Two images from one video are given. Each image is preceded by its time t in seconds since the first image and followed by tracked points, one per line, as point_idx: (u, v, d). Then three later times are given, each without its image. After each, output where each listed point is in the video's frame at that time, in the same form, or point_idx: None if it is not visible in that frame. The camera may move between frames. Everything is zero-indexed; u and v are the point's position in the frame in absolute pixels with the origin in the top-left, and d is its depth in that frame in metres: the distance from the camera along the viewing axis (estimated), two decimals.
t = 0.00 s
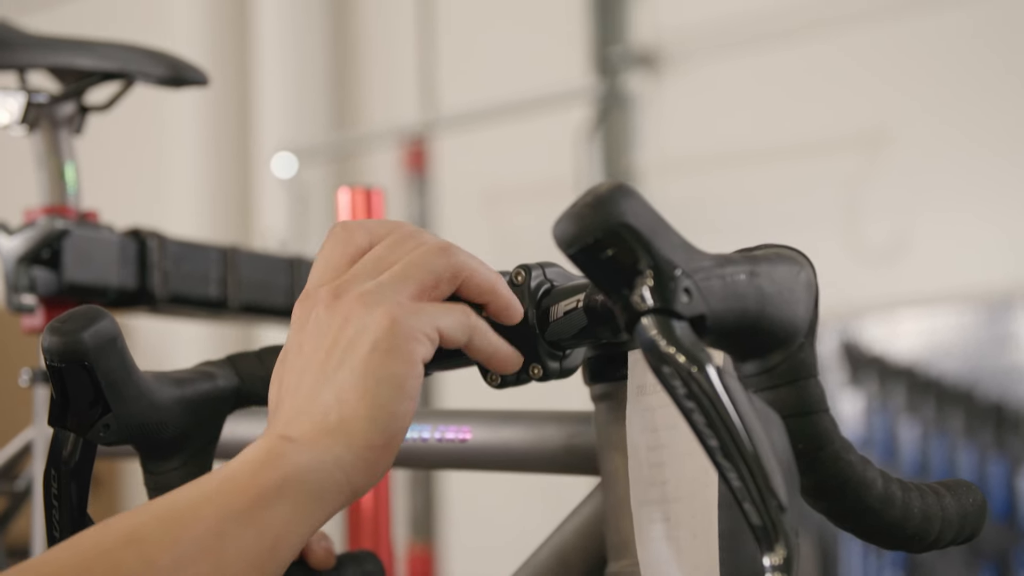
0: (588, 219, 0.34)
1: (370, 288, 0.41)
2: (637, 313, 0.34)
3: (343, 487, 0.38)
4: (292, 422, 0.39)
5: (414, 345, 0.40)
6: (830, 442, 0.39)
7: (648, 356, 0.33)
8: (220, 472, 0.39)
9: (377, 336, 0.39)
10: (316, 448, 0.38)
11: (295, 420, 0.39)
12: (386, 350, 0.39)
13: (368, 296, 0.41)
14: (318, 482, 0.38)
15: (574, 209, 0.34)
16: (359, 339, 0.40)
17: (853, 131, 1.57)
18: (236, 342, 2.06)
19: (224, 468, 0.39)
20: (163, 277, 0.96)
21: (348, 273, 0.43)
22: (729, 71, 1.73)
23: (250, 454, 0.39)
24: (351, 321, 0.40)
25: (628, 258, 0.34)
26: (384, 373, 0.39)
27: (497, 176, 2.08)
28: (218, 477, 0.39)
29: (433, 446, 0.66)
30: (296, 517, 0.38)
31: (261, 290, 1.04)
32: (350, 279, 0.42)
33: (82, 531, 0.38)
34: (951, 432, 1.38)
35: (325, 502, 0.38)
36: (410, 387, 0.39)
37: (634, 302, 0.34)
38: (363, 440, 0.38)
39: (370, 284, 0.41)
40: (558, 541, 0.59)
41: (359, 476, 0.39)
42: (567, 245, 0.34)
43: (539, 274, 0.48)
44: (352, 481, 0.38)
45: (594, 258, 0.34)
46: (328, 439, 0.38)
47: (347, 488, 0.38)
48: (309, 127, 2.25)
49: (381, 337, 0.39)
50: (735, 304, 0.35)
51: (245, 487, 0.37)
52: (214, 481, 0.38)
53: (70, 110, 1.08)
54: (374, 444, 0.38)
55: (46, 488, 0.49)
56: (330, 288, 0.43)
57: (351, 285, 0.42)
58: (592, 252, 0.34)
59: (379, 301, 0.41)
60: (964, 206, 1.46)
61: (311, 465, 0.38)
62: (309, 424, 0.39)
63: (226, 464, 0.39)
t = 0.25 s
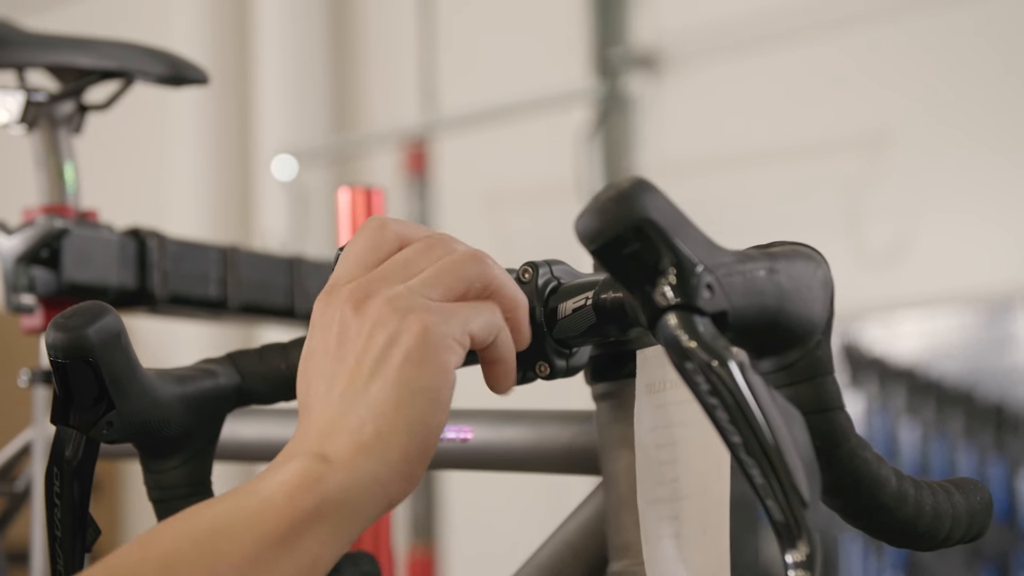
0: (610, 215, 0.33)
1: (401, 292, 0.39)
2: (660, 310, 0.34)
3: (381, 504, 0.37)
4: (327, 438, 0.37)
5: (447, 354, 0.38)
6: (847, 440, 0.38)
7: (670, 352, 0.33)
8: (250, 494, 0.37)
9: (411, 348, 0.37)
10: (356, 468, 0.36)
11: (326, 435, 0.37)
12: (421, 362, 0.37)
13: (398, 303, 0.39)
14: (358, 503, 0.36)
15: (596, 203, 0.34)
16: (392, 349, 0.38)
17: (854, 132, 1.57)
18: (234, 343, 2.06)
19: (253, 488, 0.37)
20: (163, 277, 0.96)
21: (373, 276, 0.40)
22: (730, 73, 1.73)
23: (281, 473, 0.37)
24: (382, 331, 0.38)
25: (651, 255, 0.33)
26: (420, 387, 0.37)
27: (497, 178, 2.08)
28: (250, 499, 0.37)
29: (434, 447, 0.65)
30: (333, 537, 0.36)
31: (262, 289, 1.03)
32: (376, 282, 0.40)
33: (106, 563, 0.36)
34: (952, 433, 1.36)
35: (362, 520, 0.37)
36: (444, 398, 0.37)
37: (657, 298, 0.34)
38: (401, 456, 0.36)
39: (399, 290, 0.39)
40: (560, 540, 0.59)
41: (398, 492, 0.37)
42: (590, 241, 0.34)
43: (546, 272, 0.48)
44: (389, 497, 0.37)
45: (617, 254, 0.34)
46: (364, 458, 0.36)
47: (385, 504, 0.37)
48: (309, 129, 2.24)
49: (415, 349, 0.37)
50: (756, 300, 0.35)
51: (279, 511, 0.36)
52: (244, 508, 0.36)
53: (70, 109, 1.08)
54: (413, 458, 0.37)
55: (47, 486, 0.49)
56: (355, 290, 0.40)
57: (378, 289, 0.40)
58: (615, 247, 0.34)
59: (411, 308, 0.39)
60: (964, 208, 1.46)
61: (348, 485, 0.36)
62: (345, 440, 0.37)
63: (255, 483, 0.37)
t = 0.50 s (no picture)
0: (603, 192, 0.33)
1: (412, 292, 0.40)
2: (653, 287, 0.34)
3: (400, 506, 0.40)
4: (347, 446, 0.39)
5: (460, 360, 0.40)
6: (843, 416, 0.38)
7: (663, 329, 0.33)
8: (277, 501, 0.39)
9: (426, 358, 0.39)
10: (379, 478, 0.38)
11: (346, 443, 0.39)
12: (436, 372, 0.39)
13: (410, 307, 0.40)
14: (381, 509, 0.39)
15: (590, 181, 0.34)
16: (407, 359, 0.39)
17: (857, 110, 1.56)
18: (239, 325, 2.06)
19: (279, 494, 0.39)
20: (163, 258, 0.95)
21: (380, 271, 0.41)
22: (731, 52, 1.72)
23: (305, 481, 0.39)
24: (397, 338, 0.40)
25: (644, 231, 0.33)
26: (436, 396, 0.39)
27: (500, 159, 2.07)
28: (277, 508, 0.39)
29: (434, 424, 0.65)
30: (358, 540, 0.39)
31: (263, 269, 1.03)
32: (385, 279, 0.41)
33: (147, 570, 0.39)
34: (956, 411, 1.37)
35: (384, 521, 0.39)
36: (458, 403, 0.40)
37: (650, 275, 0.34)
38: (418, 463, 0.39)
39: (411, 291, 0.40)
40: (564, 517, 0.59)
41: (415, 494, 0.40)
42: (583, 218, 0.34)
43: (545, 250, 0.48)
44: (408, 500, 0.40)
45: (611, 231, 0.34)
46: (384, 467, 0.38)
47: (403, 505, 0.39)
48: (312, 111, 2.24)
49: (430, 358, 0.39)
50: (749, 277, 0.35)
51: (308, 523, 0.38)
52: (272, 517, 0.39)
53: (69, 89, 1.07)
54: (430, 461, 0.39)
55: (48, 465, 0.48)
56: (363, 284, 0.41)
57: (389, 288, 0.41)
58: (608, 224, 0.34)
59: (424, 313, 0.40)
60: (966, 186, 1.45)
61: (371, 495, 0.38)
62: (365, 450, 0.39)
63: (280, 487, 0.39)
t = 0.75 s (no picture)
0: (608, 150, 0.33)
1: (414, 271, 0.40)
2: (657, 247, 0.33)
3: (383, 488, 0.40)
4: (334, 420, 0.39)
5: (456, 344, 0.40)
6: (847, 378, 0.38)
7: (667, 290, 0.32)
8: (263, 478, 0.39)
9: (423, 340, 0.39)
10: (366, 459, 0.39)
11: (334, 421, 0.39)
12: (433, 355, 0.39)
13: (411, 287, 0.40)
14: (365, 489, 0.39)
15: (594, 139, 0.33)
16: (405, 339, 0.39)
17: (861, 72, 1.54)
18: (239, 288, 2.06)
19: (265, 471, 0.39)
20: (159, 218, 0.96)
21: (383, 243, 0.41)
22: (736, 12, 1.69)
23: (292, 459, 0.39)
24: (396, 316, 0.40)
25: (649, 191, 0.33)
26: (430, 380, 0.39)
27: (501, 121, 2.05)
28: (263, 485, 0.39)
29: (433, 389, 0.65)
30: (340, 522, 0.39)
31: (260, 232, 1.03)
32: (386, 252, 0.41)
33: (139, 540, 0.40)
34: (956, 374, 1.36)
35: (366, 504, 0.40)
36: (450, 388, 0.40)
37: (655, 236, 0.33)
38: (408, 447, 0.39)
39: (413, 268, 0.40)
40: (562, 482, 0.59)
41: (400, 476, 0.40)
42: (587, 176, 0.34)
43: (545, 210, 0.47)
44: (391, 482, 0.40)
45: (615, 190, 0.33)
46: (374, 450, 0.39)
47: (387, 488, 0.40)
48: (312, 72, 2.22)
49: (428, 341, 0.39)
50: (755, 238, 0.34)
51: (294, 504, 0.38)
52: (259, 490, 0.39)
53: (65, 48, 1.05)
54: (418, 445, 0.40)
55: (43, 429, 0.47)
56: (365, 253, 0.41)
57: (389, 261, 0.41)
58: (612, 184, 0.33)
59: (424, 292, 0.40)
60: (970, 150, 1.43)
61: (359, 478, 0.39)
62: (353, 428, 0.39)
63: (266, 463, 0.39)
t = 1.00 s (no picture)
0: (601, 178, 0.32)
1: (406, 314, 0.41)
2: (652, 275, 0.33)
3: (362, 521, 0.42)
4: (315, 456, 0.41)
5: (440, 390, 0.41)
6: (846, 402, 0.37)
7: (663, 316, 0.33)
8: (249, 508, 0.41)
9: (408, 386, 0.40)
10: (344, 496, 0.40)
11: (317, 456, 0.41)
12: (416, 400, 0.41)
13: (401, 330, 0.41)
14: (343, 522, 0.41)
15: (587, 166, 0.33)
16: (390, 383, 0.41)
17: (857, 94, 1.55)
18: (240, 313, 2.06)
19: (251, 501, 0.41)
20: (157, 246, 0.95)
21: (378, 280, 0.42)
22: (731, 35, 1.70)
23: (276, 492, 0.41)
24: (384, 359, 0.41)
25: (644, 219, 0.33)
26: (411, 424, 0.41)
27: (500, 145, 2.06)
28: (248, 515, 0.41)
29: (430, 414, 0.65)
30: (318, 553, 0.41)
31: (257, 258, 1.02)
32: (379, 290, 0.42)
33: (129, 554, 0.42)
34: (958, 395, 1.36)
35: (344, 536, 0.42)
36: (430, 431, 0.41)
37: (650, 263, 0.33)
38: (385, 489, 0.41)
39: (405, 311, 0.41)
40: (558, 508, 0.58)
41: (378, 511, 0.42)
42: (582, 204, 0.33)
43: (540, 238, 0.47)
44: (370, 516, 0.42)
45: (610, 218, 0.33)
46: (353, 489, 0.40)
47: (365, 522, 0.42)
48: (311, 97, 2.23)
49: (412, 386, 0.41)
50: (750, 263, 0.34)
51: (275, 537, 0.40)
52: (244, 520, 0.41)
53: (62, 77, 1.06)
54: (396, 483, 0.42)
55: (38, 458, 0.48)
56: (359, 288, 0.42)
57: (382, 300, 0.42)
58: (607, 212, 0.33)
59: (413, 336, 0.41)
60: (967, 170, 1.44)
61: (337, 515, 0.41)
62: (334, 467, 0.40)
63: (252, 493, 0.41)
